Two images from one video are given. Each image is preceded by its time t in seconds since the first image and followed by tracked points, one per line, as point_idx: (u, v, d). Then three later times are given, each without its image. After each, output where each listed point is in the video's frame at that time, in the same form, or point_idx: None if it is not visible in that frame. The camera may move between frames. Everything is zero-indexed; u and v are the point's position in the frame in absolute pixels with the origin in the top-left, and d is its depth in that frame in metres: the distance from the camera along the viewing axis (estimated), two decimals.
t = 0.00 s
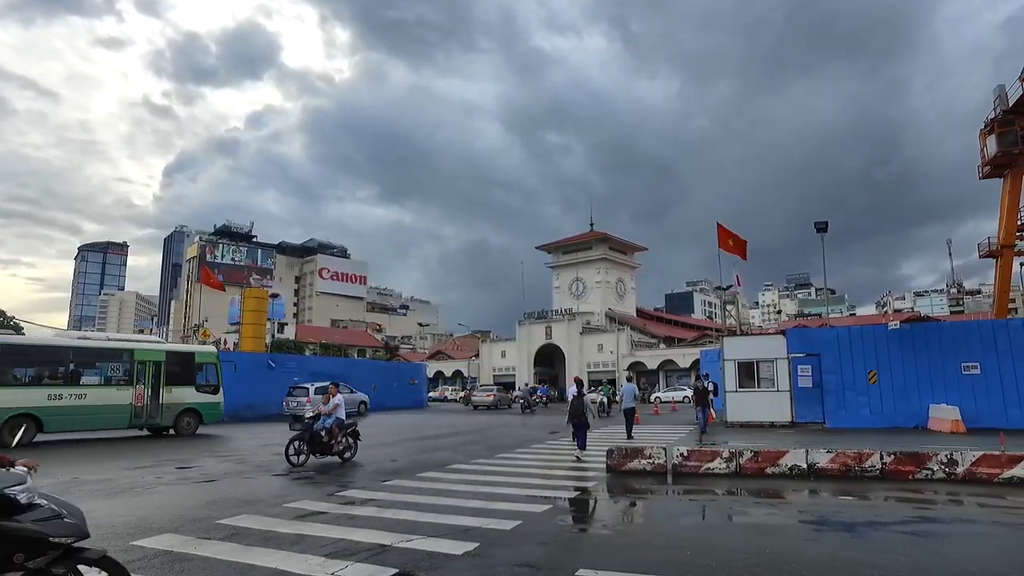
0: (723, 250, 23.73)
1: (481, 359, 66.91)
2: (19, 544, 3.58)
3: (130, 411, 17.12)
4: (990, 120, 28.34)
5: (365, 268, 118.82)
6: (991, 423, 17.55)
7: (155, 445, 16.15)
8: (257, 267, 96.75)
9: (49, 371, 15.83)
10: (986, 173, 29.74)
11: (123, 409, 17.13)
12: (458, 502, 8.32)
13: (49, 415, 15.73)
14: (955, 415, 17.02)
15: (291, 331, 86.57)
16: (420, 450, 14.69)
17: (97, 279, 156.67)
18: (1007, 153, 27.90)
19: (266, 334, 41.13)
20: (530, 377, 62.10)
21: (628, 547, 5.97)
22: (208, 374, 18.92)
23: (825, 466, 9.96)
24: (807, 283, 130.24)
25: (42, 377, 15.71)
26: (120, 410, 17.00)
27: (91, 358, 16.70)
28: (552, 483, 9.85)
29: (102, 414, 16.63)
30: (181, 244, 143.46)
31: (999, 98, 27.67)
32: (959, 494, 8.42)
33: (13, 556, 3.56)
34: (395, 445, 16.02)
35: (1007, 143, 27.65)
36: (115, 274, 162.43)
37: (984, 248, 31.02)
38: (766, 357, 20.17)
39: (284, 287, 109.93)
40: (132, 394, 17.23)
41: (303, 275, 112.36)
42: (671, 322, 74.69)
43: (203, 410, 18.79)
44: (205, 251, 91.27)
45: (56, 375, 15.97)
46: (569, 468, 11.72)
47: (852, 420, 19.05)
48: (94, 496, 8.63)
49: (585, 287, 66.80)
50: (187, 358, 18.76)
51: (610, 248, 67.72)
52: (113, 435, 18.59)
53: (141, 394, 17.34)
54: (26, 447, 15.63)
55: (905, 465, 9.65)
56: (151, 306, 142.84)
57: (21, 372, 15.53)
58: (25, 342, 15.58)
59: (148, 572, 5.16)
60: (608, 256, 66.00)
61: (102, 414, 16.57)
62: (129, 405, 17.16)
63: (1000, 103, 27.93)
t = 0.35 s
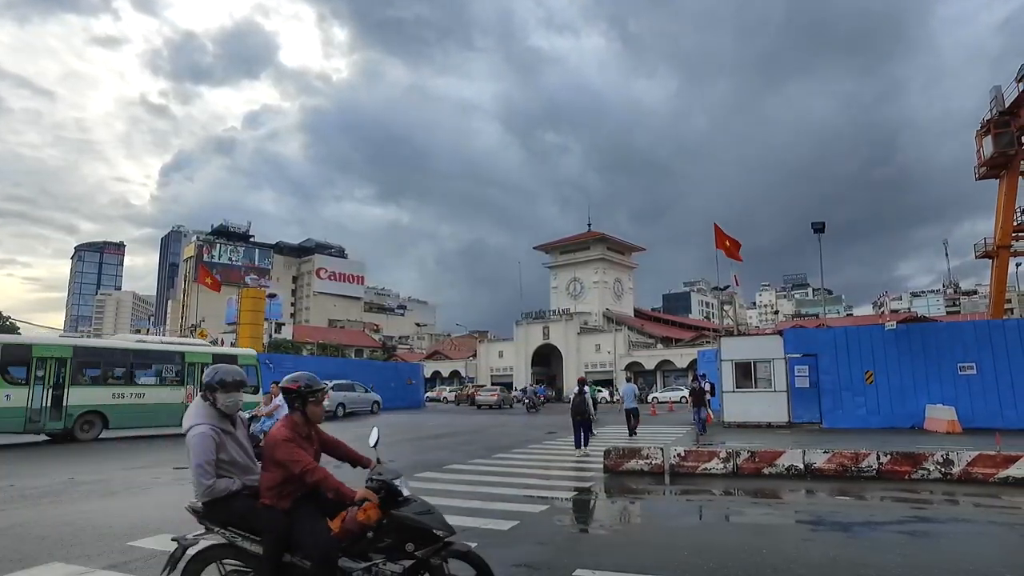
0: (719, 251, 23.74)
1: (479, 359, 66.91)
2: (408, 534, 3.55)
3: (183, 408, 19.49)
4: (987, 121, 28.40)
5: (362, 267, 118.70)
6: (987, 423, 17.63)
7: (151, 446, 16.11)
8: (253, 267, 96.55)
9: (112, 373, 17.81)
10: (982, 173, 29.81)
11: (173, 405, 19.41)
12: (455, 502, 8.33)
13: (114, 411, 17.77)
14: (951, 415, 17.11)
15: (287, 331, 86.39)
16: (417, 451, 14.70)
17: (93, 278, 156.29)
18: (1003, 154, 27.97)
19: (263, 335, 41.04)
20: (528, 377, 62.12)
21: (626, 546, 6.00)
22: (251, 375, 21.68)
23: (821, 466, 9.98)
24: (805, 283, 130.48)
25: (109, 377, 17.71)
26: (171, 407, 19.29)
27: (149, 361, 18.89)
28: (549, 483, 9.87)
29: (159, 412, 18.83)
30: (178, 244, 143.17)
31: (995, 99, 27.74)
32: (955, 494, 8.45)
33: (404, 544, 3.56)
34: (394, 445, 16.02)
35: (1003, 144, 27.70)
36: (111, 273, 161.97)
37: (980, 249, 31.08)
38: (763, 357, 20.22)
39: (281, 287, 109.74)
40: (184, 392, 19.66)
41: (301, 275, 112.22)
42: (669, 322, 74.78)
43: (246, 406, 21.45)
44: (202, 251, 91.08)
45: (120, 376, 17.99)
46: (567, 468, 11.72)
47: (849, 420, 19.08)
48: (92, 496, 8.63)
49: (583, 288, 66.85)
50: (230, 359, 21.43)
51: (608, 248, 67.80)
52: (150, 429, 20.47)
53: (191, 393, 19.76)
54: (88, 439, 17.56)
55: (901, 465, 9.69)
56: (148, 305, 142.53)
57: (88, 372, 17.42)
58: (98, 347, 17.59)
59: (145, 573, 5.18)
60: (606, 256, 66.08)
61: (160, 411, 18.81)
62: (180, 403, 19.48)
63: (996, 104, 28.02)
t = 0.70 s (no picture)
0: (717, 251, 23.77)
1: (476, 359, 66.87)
2: (819, 519, 3.95)
3: (232, 408, 20.54)
4: (982, 121, 28.49)
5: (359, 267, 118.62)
6: (983, 422, 17.67)
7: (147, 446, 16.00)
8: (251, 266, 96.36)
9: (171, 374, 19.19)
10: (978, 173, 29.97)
11: (225, 405, 20.60)
12: (452, 502, 8.32)
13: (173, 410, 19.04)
14: (947, 414, 17.25)
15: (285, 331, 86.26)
16: (415, 450, 14.66)
17: (90, 278, 155.92)
18: (998, 154, 28.10)
19: (261, 334, 40.94)
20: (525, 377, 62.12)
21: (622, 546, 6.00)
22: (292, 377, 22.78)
23: (819, 465, 10.00)
24: (802, 283, 130.82)
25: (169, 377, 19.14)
26: (222, 406, 20.46)
27: (203, 364, 20.17)
28: (546, 483, 9.87)
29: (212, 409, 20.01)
30: (176, 244, 142.90)
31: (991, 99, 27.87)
32: (951, 494, 8.46)
33: (818, 530, 3.94)
34: (391, 444, 15.98)
35: (999, 144, 27.78)
36: (108, 273, 161.56)
37: (976, 249, 31.19)
38: (760, 357, 20.43)
39: (279, 287, 109.58)
40: (233, 393, 20.66)
41: (298, 275, 112.08)
42: (666, 321, 74.89)
43: (286, 407, 22.32)
44: (199, 251, 90.89)
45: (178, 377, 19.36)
46: (565, 467, 11.71)
47: (846, 420, 19.11)
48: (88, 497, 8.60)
49: (581, 287, 66.86)
50: (271, 362, 22.46)
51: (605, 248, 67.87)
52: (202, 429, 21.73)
53: (239, 392, 20.72)
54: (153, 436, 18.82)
55: (898, 464, 9.72)
56: (145, 305, 142.24)
57: (152, 374, 18.81)
58: (159, 350, 19.03)
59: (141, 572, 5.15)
60: (603, 256, 66.19)
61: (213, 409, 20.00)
62: (230, 403, 20.64)
63: (992, 104, 28.12)
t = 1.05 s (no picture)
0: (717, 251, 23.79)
1: (475, 358, 66.84)
2: None
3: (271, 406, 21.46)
4: (980, 121, 28.51)
5: (358, 267, 118.51)
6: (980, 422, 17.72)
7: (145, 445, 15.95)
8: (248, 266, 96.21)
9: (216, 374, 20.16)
10: (975, 174, 30.03)
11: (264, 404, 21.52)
12: (450, 502, 8.32)
13: (219, 408, 20.06)
14: (945, 414, 17.14)
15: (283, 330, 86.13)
16: (413, 450, 14.63)
17: (87, 277, 155.60)
18: (996, 155, 28.15)
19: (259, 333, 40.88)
20: (523, 376, 62.13)
21: (621, 545, 6.01)
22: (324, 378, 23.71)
23: (817, 464, 10.03)
24: (800, 283, 130.95)
25: (216, 377, 20.15)
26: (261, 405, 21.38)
27: (245, 364, 21.10)
28: (544, 482, 9.89)
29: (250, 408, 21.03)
30: (174, 243, 142.64)
31: (988, 100, 27.90)
32: (947, 492, 8.53)
33: None
34: (389, 445, 15.95)
35: (996, 144, 27.82)
36: (106, 273, 161.22)
37: (974, 249, 31.23)
38: (756, 357, 20.21)
39: (277, 286, 109.43)
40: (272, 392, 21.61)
41: (296, 275, 111.93)
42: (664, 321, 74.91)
43: (319, 406, 23.23)
44: (197, 251, 90.66)
45: (223, 377, 20.29)
46: (563, 467, 11.71)
47: (844, 419, 19.18)
48: (84, 496, 8.58)
49: (579, 287, 66.87)
50: (304, 363, 23.31)
51: (604, 248, 67.90)
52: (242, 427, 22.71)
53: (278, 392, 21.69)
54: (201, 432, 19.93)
55: (896, 464, 9.74)
56: (143, 305, 142.00)
57: (201, 374, 19.84)
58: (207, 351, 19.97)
59: (140, 573, 5.17)
60: (601, 255, 66.21)
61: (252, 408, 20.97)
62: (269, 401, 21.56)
63: (990, 104, 28.17)
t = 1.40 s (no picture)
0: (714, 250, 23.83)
1: (473, 358, 66.89)
2: None
3: (307, 404, 22.76)
4: (977, 121, 28.54)
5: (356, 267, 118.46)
6: (977, 421, 17.77)
7: (143, 445, 15.90)
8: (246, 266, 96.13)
9: (262, 375, 21.32)
10: (972, 173, 30.12)
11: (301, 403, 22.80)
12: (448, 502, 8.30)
13: (263, 406, 21.28)
14: (942, 413, 17.21)
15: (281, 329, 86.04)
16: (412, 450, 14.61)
17: (85, 276, 155.36)
18: (992, 155, 28.22)
19: (257, 332, 40.95)
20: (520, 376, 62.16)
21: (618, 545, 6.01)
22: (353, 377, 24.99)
23: (815, 464, 10.02)
24: (798, 283, 131.14)
25: (261, 377, 21.30)
26: (298, 403, 22.56)
27: (286, 365, 22.27)
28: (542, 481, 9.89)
29: (290, 406, 22.29)
30: (172, 242, 142.34)
31: (986, 100, 27.95)
32: (945, 491, 8.54)
33: None
34: (387, 444, 15.93)
35: (993, 144, 27.89)
36: (103, 272, 160.95)
37: (970, 248, 31.31)
38: (755, 356, 20.20)
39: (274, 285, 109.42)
40: (308, 392, 22.92)
41: (294, 274, 111.84)
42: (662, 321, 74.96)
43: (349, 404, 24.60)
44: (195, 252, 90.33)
45: (266, 377, 21.45)
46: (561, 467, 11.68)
47: (841, 418, 19.22)
48: (80, 496, 8.54)
49: (577, 287, 66.90)
50: (335, 364, 24.54)
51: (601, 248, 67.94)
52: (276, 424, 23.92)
53: (314, 391, 23.03)
54: (247, 428, 21.19)
55: (893, 463, 9.75)
56: (140, 304, 141.78)
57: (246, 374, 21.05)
58: (254, 353, 21.13)
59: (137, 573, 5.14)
60: (599, 255, 66.22)
61: (291, 406, 22.20)
62: (305, 400, 22.72)
63: (987, 104, 28.22)
